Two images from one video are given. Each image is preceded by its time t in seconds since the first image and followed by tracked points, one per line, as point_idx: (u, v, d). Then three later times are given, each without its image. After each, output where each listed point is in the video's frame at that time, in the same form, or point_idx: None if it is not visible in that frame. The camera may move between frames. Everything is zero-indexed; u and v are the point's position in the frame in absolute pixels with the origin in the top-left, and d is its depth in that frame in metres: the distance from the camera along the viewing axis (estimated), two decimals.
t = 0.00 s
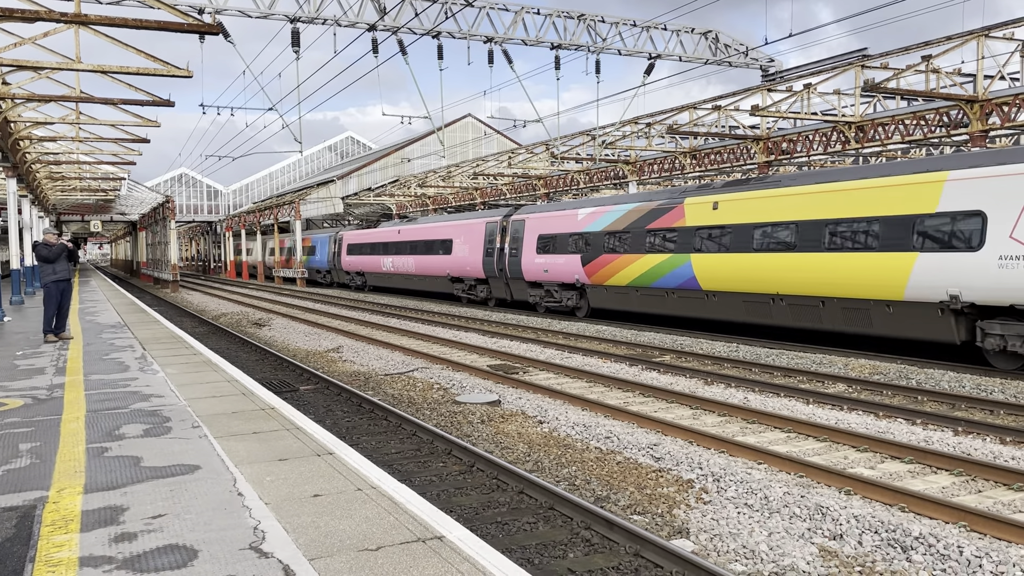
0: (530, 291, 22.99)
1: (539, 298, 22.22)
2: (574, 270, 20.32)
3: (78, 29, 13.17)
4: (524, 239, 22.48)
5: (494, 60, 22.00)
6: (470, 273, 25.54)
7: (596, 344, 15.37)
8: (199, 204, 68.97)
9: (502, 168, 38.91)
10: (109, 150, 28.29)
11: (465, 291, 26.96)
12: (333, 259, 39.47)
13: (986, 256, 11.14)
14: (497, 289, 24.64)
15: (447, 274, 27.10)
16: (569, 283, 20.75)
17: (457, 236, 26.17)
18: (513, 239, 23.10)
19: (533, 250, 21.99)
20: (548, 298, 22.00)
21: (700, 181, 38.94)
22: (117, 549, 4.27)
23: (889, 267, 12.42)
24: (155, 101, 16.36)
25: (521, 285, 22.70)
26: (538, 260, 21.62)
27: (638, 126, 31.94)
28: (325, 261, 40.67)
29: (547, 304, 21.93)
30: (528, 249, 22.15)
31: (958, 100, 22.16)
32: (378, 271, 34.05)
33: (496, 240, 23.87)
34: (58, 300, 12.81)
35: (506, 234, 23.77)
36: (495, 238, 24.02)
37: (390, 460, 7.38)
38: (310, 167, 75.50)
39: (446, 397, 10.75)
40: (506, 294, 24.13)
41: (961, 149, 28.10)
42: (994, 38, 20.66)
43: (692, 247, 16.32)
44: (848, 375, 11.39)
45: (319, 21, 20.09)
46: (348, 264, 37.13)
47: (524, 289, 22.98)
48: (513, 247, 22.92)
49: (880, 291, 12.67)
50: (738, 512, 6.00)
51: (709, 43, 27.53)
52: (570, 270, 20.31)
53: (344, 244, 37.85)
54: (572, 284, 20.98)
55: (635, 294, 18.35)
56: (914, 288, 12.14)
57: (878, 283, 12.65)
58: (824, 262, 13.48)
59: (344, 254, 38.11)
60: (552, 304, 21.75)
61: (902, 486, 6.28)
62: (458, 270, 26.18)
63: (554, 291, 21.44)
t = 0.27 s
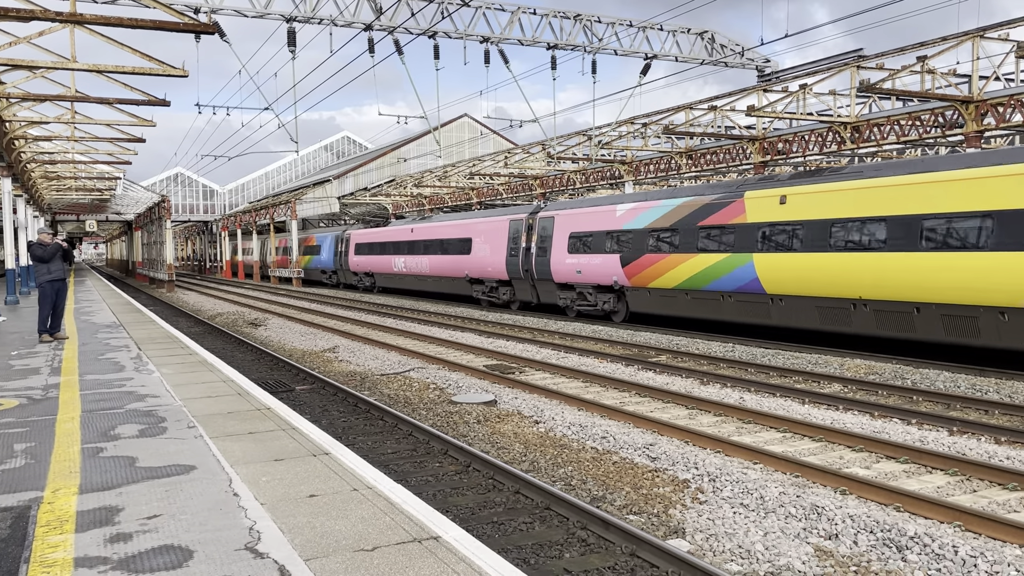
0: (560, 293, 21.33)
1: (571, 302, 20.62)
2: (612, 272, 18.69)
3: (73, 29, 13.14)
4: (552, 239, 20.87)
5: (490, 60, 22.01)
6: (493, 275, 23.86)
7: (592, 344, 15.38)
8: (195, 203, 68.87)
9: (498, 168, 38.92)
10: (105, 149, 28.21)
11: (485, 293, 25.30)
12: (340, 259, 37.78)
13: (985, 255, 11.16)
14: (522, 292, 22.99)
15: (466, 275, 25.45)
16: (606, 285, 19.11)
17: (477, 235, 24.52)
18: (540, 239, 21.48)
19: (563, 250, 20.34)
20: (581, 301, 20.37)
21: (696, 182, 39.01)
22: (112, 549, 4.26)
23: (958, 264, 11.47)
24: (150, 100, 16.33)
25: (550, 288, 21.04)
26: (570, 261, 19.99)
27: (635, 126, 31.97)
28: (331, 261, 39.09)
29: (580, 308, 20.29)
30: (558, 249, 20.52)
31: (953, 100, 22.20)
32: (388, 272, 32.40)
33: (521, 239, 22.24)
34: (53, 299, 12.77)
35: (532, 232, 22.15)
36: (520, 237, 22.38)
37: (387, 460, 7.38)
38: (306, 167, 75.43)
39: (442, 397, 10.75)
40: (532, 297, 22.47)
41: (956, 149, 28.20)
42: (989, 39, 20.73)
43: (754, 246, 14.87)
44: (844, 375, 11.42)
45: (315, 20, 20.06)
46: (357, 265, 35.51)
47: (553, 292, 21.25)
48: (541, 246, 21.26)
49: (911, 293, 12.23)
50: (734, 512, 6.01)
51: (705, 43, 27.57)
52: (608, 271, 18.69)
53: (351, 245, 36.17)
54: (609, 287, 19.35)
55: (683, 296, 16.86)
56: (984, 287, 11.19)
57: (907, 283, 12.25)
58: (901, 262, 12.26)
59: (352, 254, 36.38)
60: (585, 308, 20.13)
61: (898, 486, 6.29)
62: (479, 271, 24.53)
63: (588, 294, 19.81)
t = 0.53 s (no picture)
0: (594, 297, 19.66)
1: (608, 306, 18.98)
2: (656, 273, 17.03)
3: (68, 28, 13.09)
4: (587, 236, 19.16)
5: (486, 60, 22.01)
6: (518, 276, 22.21)
7: (588, 344, 15.38)
8: (191, 203, 68.72)
9: (494, 168, 38.92)
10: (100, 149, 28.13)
11: (509, 296, 23.63)
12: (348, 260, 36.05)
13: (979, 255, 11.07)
14: (550, 295, 21.33)
15: (488, 276, 23.81)
16: (650, 288, 17.40)
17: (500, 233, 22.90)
18: (573, 237, 19.79)
19: (600, 250, 18.65)
20: (620, 305, 18.69)
21: (692, 182, 39.08)
22: (107, 550, 4.25)
23: (955, 264, 11.37)
24: (145, 100, 16.29)
25: (584, 290, 19.38)
26: (608, 261, 18.29)
27: (631, 126, 31.99)
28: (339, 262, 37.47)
29: (620, 313, 18.61)
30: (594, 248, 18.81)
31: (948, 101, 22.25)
32: (400, 273, 30.73)
33: (551, 238, 20.60)
34: (47, 299, 12.73)
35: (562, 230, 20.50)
36: (550, 236, 20.75)
37: (383, 460, 7.38)
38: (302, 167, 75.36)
39: (438, 397, 10.75)
40: (562, 300, 20.82)
41: (950, 150, 28.30)
42: (983, 40, 20.81)
43: (833, 244, 13.21)
44: (839, 375, 11.45)
45: (311, 20, 20.03)
46: (365, 266, 33.83)
47: (587, 295, 19.61)
48: (574, 245, 19.56)
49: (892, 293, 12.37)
50: (730, 512, 6.02)
51: (701, 44, 27.62)
52: (653, 272, 17.02)
53: (360, 246, 34.47)
54: (652, 290, 17.65)
55: (741, 300, 15.21)
56: (971, 287, 11.22)
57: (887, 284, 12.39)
58: (921, 261, 11.83)
59: (360, 254, 34.67)
60: (624, 312, 18.47)
61: (893, 486, 6.31)
62: (502, 272, 22.89)
63: (628, 297, 18.12)
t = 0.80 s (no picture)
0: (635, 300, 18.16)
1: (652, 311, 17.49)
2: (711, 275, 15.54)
3: (63, 27, 13.04)
4: (628, 235, 17.61)
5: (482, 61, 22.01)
6: (549, 278, 20.78)
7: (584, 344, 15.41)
8: (186, 203, 68.59)
9: (490, 168, 38.94)
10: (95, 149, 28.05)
11: (535, 299, 22.16)
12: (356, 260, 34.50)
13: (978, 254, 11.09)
14: (583, 299, 19.89)
15: (514, 276, 22.40)
16: (703, 292, 15.89)
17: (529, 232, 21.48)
18: (611, 236, 18.26)
19: (644, 249, 17.11)
20: (665, 310, 17.18)
21: (688, 182, 39.14)
22: (101, 551, 4.24)
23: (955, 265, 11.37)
24: (141, 100, 16.25)
25: (624, 294, 17.85)
26: (654, 261, 16.75)
27: (627, 127, 32.01)
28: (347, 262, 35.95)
29: (666, 318, 17.10)
30: (637, 247, 17.26)
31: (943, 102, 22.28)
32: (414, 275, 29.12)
33: (586, 237, 19.15)
34: (42, 299, 12.69)
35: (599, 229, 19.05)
36: (584, 234, 19.32)
37: (379, 461, 7.39)
38: (298, 167, 75.27)
39: (434, 397, 10.76)
40: (597, 304, 19.39)
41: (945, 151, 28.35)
42: (978, 41, 20.87)
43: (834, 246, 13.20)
44: (835, 375, 11.48)
45: (307, 20, 20.01)
46: (374, 267, 32.31)
47: (626, 299, 18.07)
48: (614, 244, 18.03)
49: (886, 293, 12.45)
50: (725, 512, 6.03)
51: (697, 44, 27.65)
52: (709, 273, 15.49)
53: (368, 245, 32.95)
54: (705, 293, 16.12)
55: (813, 304, 13.72)
56: (968, 286, 11.26)
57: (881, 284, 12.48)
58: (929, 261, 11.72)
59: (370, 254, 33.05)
60: (671, 318, 16.98)
61: (888, 486, 6.32)
62: (530, 273, 21.47)
63: (676, 302, 16.61)
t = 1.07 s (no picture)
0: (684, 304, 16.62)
1: (706, 316, 15.91)
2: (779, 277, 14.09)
3: (57, 27, 13.00)
4: (677, 233, 16.13)
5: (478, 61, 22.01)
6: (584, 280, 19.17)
7: (581, 344, 15.43)
8: (182, 203, 68.44)
9: (486, 168, 38.94)
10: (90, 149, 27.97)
11: (567, 303, 20.58)
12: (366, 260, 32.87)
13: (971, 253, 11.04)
14: (623, 302, 18.31)
15: (543, 278, 20.84)
16: (770, 296, 14.43)
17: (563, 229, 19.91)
18: (657, 233, 16.78)
19: (697, 248, 15.63)
20: (722, 316, 15.62)
21: (684, 183, 39.19)
22: (96, 552, 4.23)
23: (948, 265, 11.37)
24: (136, 99, 16.20)
25: (675, 298, 16.36)
26: (710, 261, 15.24)
27: (623, 127, 32.02)
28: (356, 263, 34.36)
29: (722, 325, 15.59)
30: (688, 246, 15.77)
31: (938, 103, 22.30)
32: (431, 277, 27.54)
33: (628, 235, 17.58)
34: (37, 299, 12.65)
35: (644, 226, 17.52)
36: (625, 232, 17.76)
37: (375, 461, 7.39)
38: (293, 167, 75.16)
39: (430, 397, 10.77)
40: (639, 308, 17.82)
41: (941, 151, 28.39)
42: (973, 42, 20.93)
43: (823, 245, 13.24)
44: (830, 375, 11.51)
45: (303, 20, 19.98)
46: (385, 267, 30.77)
47: (676, 303, 16.57)
48: (661, 243, 16.50)
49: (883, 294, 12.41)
50: (721, 512, 6.05)
51: (693, 44, 27.67)
52: (778, 275, 14.00)
53: (380, 245, 31.43)
54: (771, 298, 14.63)
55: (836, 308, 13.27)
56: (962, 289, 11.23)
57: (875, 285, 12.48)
58: (922, 261, 11.74)
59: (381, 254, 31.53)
60: (729, 324, 15.41)
61: (884, 486, 6.35)
62: (563, 275, 19.89)
63: (736, 306, 15.07)
